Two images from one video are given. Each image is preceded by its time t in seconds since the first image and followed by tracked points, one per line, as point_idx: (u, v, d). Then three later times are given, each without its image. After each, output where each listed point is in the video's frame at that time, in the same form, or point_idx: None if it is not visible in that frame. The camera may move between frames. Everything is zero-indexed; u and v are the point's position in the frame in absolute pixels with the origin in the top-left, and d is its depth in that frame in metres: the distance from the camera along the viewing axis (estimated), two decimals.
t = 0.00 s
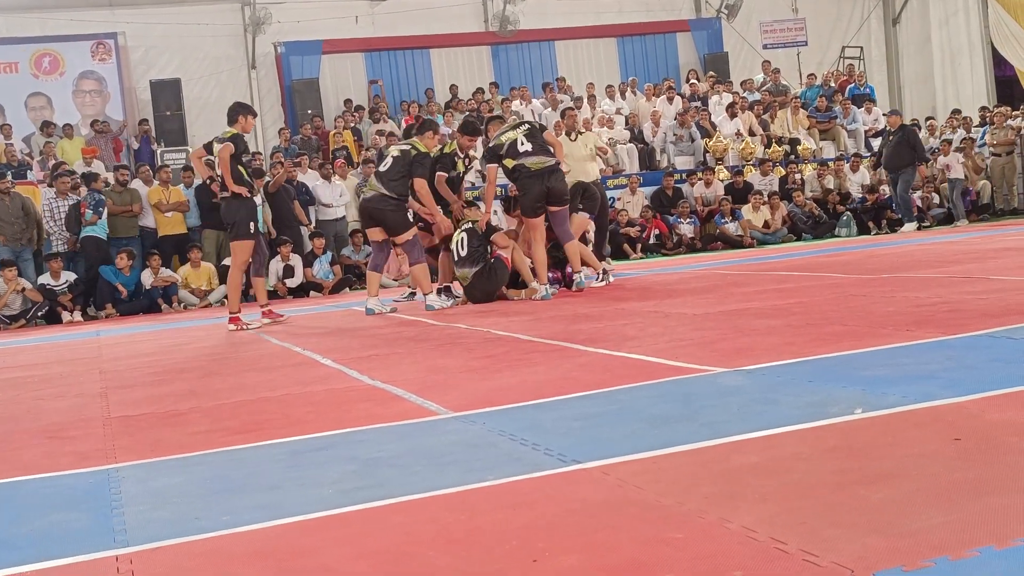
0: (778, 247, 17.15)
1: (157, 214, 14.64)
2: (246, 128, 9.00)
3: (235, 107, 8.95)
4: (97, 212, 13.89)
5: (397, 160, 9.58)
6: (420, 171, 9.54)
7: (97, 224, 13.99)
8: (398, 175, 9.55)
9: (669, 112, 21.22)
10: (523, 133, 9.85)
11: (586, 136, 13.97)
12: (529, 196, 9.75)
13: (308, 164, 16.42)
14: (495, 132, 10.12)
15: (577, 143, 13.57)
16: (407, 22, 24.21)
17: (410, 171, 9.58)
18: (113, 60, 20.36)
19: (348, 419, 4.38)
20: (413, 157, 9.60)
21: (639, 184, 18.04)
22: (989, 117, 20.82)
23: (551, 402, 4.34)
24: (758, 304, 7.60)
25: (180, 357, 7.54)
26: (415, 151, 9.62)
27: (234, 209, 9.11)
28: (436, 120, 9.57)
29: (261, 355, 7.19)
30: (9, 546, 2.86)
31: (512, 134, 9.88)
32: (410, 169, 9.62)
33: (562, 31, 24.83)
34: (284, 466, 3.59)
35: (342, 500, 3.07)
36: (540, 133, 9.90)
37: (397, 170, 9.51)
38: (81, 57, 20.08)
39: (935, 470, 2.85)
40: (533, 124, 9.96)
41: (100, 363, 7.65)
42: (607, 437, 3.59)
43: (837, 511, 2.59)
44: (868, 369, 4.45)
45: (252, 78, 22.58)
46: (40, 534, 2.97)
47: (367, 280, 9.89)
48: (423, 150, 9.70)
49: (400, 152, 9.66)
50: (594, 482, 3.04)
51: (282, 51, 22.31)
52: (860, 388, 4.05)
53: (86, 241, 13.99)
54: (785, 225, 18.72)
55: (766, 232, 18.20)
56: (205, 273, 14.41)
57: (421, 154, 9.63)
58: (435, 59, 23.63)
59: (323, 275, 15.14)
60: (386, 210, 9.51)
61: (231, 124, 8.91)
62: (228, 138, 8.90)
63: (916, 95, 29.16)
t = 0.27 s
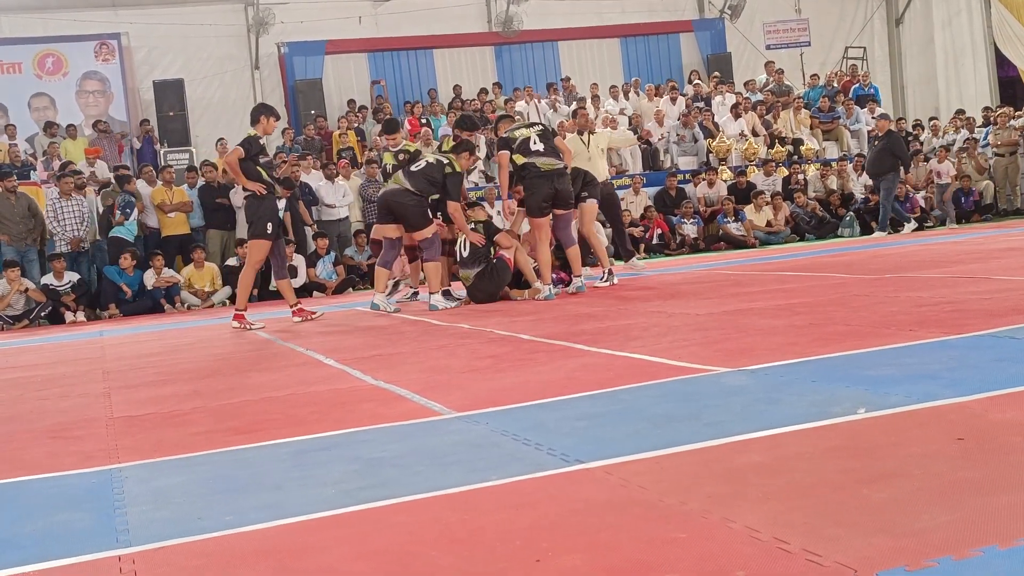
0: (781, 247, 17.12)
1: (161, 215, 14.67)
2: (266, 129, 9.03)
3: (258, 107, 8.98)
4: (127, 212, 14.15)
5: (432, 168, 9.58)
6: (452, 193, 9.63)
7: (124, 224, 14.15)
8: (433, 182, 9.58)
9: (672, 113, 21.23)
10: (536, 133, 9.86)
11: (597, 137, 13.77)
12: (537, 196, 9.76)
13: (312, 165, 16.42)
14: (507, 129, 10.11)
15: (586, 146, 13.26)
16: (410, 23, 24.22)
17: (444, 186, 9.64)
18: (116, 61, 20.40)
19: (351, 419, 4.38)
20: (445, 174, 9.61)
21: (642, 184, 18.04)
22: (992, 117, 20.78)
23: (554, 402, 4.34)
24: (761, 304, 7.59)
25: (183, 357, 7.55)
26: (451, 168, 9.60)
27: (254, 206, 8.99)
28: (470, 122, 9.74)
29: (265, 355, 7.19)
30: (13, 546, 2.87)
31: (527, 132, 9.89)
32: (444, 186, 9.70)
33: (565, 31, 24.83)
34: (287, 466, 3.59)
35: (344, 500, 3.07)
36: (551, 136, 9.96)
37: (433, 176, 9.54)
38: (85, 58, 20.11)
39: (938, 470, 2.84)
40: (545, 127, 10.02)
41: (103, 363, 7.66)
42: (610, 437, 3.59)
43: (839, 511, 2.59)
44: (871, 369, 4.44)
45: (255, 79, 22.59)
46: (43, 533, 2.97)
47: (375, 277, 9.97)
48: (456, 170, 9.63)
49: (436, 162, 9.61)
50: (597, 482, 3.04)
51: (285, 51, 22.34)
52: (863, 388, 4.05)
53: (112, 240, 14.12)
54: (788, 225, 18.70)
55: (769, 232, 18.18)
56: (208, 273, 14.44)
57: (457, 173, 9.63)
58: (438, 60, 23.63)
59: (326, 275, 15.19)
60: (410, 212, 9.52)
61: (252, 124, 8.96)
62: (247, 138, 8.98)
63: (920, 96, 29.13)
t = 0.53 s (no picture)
0: (780, 247, 17.12)
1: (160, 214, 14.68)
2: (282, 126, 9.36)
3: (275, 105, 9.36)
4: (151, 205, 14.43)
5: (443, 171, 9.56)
6: (461, 200, 9.50)
7: (142, 218, 14.34)
8: (444, 186, 9.53)
9: (671, 113, 21.27)
10: (549, 133, 9.83)
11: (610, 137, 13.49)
12: (546, 195, 9.75)
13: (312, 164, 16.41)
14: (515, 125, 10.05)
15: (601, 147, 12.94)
16: (409, 23, 24.22)
17: (454, 193, 9.54)
18: (116, 61, 20.40)
19: (350, 419, 4.38)
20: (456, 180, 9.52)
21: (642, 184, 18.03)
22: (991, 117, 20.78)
23: (554, 401, 4.34)
24: (761, 304, 7.59)
25: (182, 357, 7.54)
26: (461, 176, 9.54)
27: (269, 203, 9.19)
28: (462, 116, 9.67)
29: (264, 355, 7.19)
30: (13, 546, 2.86)
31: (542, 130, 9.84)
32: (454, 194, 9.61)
33: (564, 31, 24.83)
34: (287, 465, 3.58)
35: (345, 499, 3.07)
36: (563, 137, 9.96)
37: (445, 179, 9.51)
38: (84, 58, 20.10)
39: (937, 469, 2.84)
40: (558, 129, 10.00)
41: (102, 363, 7.65)
42: (610, 437, 3.59)
43: (839, 510, 2.59)
44: (871, 369, 4.44)
45: (254, 79, 22.59)
46: (44, 532, 2.98)
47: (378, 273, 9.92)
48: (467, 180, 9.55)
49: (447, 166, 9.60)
50: (597, 481, 3.04)
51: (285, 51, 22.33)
52: (862, 387, 4.05)
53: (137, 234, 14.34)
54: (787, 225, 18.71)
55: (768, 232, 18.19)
56: (208, 273, 14.43)
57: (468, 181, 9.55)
58: (437, 60, 23.63)
59: (325, 275, 15.16)
60: (420, 211, 9.52)
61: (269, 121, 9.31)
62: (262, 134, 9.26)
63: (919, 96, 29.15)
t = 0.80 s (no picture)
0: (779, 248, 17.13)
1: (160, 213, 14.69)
2: (297, 126, 9.48)
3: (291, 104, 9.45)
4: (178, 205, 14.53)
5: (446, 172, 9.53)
6: (465, 200, 9.54)
7: (171, 220, 14.48)
8: (447, 186, 9.53)
9: (671, 113, 21.30)
10: (559, 133, 9.89)
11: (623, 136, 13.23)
12: (552, 196, 9.75)
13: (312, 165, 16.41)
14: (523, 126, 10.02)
15: (615, 144, 12.70)
16: (410, 23, 24.23)
17: (458, 194, 9.56)
18: (116, 61, 20.41)
19: (351, 419, 4.38)
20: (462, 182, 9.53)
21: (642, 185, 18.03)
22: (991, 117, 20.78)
23: (554, 402, 4.34)
24: (761, 304, 7.59)
25: (182, 357, 7.54)
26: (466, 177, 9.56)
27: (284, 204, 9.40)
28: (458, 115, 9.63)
29: (264, 355, 7.19)
30: (13, 545, 2.87)
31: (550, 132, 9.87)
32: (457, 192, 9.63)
33: (564, 32, 24.83)
34: (287, 465, 3.59)
35: (345, 500, 3.07)
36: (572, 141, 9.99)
37: (448, 180, 9.50)
38: (84, 58, 20.11)
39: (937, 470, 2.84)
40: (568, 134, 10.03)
41: (102, 364, 7.66)
42: (611, 437, 3.59)
43: (839, 510, 2.59)
44: (871, 369, 4.44)
45: (254, 79, 22.60)
46: (44, 532, 2.98)
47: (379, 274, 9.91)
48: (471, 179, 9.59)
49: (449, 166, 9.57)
50: (598, 481, 3.04)
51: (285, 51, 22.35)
52: (862, 387, 4.05)
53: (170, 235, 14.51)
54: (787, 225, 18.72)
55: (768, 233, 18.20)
56: (209, 274, 14.42)
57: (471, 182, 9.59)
58: (437, 60, 23.63)
59: (326, 275, 15.15)
60: (422, 212, 9.52)
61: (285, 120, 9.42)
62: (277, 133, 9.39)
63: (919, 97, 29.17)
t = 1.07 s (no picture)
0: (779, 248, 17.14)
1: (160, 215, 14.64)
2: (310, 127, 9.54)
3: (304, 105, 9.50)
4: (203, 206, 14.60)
5: (438, 159, 9.60)
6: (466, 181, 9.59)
7: (203, 215, 14.63)
8: (444, 176, 9.61)
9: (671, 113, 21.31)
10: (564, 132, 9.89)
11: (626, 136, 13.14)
12: (556, 194, 9.75)
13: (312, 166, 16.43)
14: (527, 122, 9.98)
15: (618, 144, 12.75)
16: (410, 23, 24.22)
17: (456, 177, 9.63)
18: (116, 61, 20.41)
19: (351, 419, 4.38)
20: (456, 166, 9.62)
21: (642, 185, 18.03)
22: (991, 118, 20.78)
23: (554, 402, 4.34)
24: (761, 304, 7.59)
25: (182, 358, 7.54)
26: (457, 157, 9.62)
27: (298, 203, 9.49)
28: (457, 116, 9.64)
29: (264, 356, 7.18)
30: (13, 545, 2.87)
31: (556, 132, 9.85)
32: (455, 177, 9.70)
33: (564, 32, 24.83)
34: (288, 465, 3.59)
35: (345, 500, 3.07)
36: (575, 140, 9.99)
37: (442, 169, 9.58)
38: (84, 58, 20.10)
39: (938, 470, 2.84)
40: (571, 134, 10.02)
41: (102, 364, 7.65)
42: (611, 437, 3.59)
43: (839, 511, 2.59)
44: (871, 369, 4.44)
45: (254, 79, 22.59)
46: (45, 532, 2.98)
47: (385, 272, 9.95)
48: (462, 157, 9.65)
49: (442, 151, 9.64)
50: (598, 481, 3.04)
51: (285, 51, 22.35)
52: (863, 388, 4.05)
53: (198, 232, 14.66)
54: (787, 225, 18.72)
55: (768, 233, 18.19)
56: (210, 276, 14.37)
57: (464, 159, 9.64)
58: (437, 60, 23.62)
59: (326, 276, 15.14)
60: (422, 212, 9.55)
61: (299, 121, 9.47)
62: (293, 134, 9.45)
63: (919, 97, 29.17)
